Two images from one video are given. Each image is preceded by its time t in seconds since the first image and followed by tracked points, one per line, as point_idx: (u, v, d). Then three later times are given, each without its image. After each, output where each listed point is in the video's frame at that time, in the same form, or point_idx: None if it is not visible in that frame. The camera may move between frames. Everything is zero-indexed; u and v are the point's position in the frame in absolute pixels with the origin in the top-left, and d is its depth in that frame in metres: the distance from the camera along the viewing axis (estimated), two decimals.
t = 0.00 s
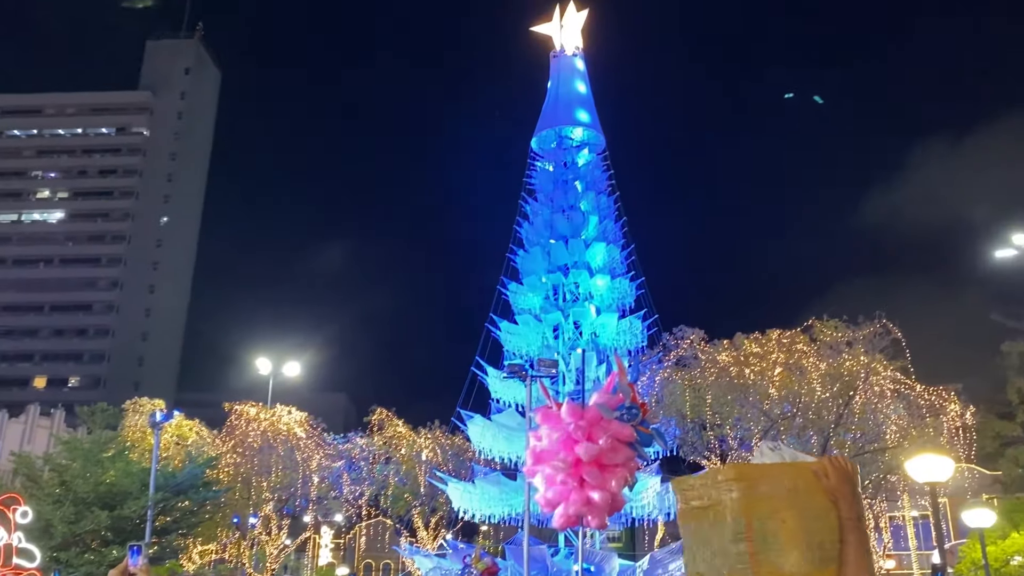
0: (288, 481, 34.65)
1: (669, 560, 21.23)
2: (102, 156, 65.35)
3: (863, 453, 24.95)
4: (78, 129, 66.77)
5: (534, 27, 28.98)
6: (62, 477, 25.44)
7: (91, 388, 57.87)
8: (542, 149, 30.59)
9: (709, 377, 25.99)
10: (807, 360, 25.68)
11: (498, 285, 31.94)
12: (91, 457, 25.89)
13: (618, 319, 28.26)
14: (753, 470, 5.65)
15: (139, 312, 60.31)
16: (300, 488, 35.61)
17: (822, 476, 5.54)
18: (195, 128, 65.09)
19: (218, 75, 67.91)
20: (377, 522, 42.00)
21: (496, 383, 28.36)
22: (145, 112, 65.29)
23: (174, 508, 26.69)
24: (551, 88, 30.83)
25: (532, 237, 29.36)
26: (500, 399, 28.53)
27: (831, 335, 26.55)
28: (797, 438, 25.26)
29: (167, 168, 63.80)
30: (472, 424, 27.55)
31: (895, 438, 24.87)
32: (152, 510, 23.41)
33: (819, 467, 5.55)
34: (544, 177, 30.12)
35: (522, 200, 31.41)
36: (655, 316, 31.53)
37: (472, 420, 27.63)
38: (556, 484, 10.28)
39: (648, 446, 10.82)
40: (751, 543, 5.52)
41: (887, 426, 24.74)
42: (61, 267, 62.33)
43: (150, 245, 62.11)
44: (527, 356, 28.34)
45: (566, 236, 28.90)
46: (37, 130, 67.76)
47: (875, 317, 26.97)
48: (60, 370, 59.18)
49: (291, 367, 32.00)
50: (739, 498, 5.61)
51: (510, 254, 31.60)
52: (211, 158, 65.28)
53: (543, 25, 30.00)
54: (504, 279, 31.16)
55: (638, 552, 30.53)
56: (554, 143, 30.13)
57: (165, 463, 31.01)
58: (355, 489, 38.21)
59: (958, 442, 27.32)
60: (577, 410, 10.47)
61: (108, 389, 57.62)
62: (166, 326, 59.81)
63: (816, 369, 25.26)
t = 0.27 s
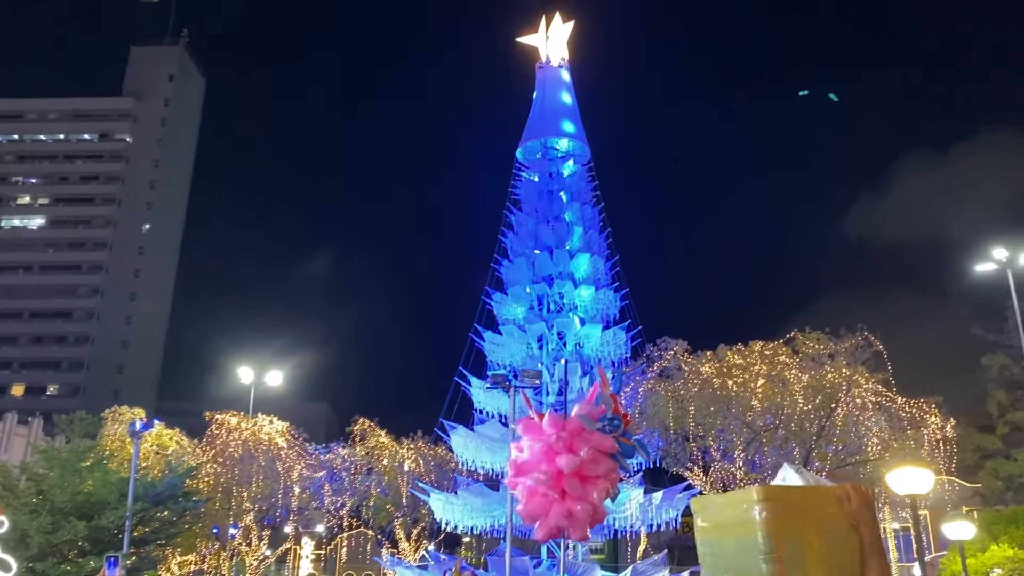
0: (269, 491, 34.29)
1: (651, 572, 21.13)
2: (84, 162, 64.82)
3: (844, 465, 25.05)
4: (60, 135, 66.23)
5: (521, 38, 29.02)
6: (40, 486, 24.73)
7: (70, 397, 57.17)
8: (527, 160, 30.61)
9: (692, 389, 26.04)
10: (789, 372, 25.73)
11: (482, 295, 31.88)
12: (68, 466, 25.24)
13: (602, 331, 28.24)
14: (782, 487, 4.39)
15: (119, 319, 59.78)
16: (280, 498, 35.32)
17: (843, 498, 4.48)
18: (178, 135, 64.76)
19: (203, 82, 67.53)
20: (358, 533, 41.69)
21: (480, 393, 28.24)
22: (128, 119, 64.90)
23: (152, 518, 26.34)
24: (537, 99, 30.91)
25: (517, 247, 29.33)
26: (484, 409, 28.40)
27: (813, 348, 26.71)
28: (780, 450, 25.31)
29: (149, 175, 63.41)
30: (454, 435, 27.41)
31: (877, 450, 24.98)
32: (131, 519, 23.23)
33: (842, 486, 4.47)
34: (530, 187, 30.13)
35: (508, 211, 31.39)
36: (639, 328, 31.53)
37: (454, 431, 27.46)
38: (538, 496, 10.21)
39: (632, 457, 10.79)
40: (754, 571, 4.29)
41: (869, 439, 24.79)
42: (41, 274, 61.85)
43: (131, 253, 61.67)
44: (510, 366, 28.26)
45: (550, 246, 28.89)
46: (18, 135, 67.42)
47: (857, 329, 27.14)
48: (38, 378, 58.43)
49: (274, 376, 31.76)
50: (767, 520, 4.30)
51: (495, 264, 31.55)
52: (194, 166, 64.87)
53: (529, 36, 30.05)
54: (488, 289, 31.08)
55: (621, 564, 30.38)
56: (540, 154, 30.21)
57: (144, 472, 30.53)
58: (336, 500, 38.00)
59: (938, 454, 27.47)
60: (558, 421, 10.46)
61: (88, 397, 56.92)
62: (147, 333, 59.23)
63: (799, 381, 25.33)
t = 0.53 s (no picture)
0: (253, 499, 34.19)
1: None
2: (69, 166, 64.38)
3: (829, 474, 25.13)
4: (46, 138, 65.76)
5: (510, 46, 29.07)
6: (21, 494, 24.14)
7: (53, 402, 56.63)
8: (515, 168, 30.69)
9: (678, 397, 26.00)
10: (775, 381, 25.84)
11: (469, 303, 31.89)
12: (50, 472, 24.95)
13: (588, 339, 28.29)
14: (804, 511, 5.45)
15: (104, 325, 59.34)
16: (265, 506, 35.09)
17: (862, 512, 5.41)
18: (165, 140, 64.51)
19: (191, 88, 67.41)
20: (343, 541, 41.42)
21: (466, 401, 28.15)
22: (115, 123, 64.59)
23: (135, 525, 26.10)
24: (525, 108, 30.94)
25: (505, 255, 29.39)
26: (471, 417, 28.31)
27: (799, 357, 26.85)
28: (765, 459, 25.36)
29: (135, 179, 63.09)
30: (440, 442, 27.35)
31: (861, 459, 25.07)
32: (115, 526, 23.17)
33: (861, 504, 5.38)
34: (517, 196, 30.20)
35: (495, 219, 31.44)
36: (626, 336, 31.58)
37: (441, 438, 27.39)
38: (523, 504, 10.22)
39: (618, 466, 10.80)
40: None
41: (854, 448, 24.85)
42: (24, 278, 61.35)
43: (117, 258, 61.29)
44: (497, 374, 28.25)
45: (538, 254, 28.97)
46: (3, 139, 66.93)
47: (843, 339, 27.28)
48: (21, 383, 57.85)
49: (259, 382, 31.58)
50: (794, 539, 5.42)
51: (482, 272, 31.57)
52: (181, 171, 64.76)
53: (518, 45, 30.12)
54: (475, 297, 31.10)
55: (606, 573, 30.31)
56: (528, 162, 30.19)
57: (127, 479, 30.26)
58: (322, 508, 37.81)
59: (922, 464, 27.60)
60: (544, 429, 10.49)
61: (71, 403, 56.40)
62: (131, 338, 58.88)
63: (784, 391, 25.42)
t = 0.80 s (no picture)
0: (239, 505, 33.91)
1: None
2: (56, 170, 63.96)
3: (816, 481, 25.18)
4: (32, 142, 65.25)
5: (500, 54, 29.11)
6: (4, 499, 23.84)
7: (38, 408, 56.19)
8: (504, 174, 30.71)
9: (666, 404, 26.10)
10: (762, 389, 25.93)
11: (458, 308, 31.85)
12: (34, 478, 24.63)
13: (577, 345, 28.30)
14: (830, 522, 7.87)
15: (89, 329, 58.94)
16: (251, 512, 34.91)
17: (884, 526, 7.62)
18: (154, 144, 64.17)
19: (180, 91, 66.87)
20: (329, 548, 41.21)
21: (454, 407, 28.15)
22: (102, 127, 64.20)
23: (119, 531, 25.84)
24: (515, 115, 30.89)
25: (493, 261, 29.39)
26: (459, 423, 28.29)
27: (786, 364, 26.97)
28: (752, 466, 25.39)
29: (123, 183, 62.73)
30: (428, 448, 27.30)
31: (848, 467, 25.10)
32: (99, 533, 22.86)
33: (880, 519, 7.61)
34: (507, 202, 30.22)
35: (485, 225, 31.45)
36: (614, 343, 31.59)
37: (428, 444, 27.34)
38: (508, 511, 10.24)
39: (605, 473, 10.80)
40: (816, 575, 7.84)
41: (841, 456, 24.88)
42: (10, 282, 60.91)
43: (104, 262, 60.92)
44: (485, 380, 28.22)
45: (527, 261, 28.99)
46: None
47: (830, 347, 27.38)
48: (6, 388, 57.38)
49: (247, 387, 31.40)
50: (819, 545, 7.88)
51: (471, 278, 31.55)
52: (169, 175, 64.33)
53: (509, 52, 30.16)
54: (464, 303, 31.07)
55: None
56: (517, 168, 30.27)
57: (113, 485, 30.00)
58: (308, 514, 37.66)
59: (908, 472, 27.68)
60: (530, 436, 10.52)
61: (56, 408, 55.98)
62: (118, 343, 58.54)
63: (772, 398, 25.51)
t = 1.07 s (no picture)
0: (229, 508, 33.76)
1: None
2: (46, 171, 63.74)
3: (806, 486, 25.20)
4: (23, 143, 64.97)
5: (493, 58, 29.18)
6: None
7: (26, 410, 55.93)
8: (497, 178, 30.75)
9: (657, 408, 26.16)
10: (753, 394, 26.02)
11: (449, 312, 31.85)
12: (22, 481, 24.47)
13: (568, 350, 28.32)
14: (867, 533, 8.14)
15: (79, 331, 58.73)
16: (241, 515, 34.82)
17: (910, 537, 5.10)
18: (145, 146, 64.02)
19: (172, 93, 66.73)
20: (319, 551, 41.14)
21: (445, 410, 28.13)
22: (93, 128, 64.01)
23: (107, 534, 25.70)
24: (507, 119, 30.97)
25: (485, 265, 29.40)
26: (449, 426, 28.27)
27: (777, 370, 27.08)
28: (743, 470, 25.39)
29: (114, 185, 62.56)
30: (418, 451, 27.26)
31: (838, 472, 25.12)
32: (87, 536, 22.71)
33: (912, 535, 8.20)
34: (499, 206, 30.25)
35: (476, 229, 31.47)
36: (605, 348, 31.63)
37: (419, 448, 27.28)
38: (499, 515, 10.22)
39: (597, 477, 10.80)
40: None
41: (831, 461, 24.87)
42: None
43: (94, 264, 60.71)
44: (476, 384, 28.21)
45: (519, 265, 29.03)
46: None
47: (820, 353, 27.50)
48: None
49: (237, 390, 31.32)
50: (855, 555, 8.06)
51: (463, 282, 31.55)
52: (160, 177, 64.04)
53: (501, 56, 30.25)
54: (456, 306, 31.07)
55: None
56: (509, 173, 30.34)
57: (101, 488, 29.85)
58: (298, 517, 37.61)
59: (898, 477, 27.78)
60: (522, 440, 10.53)
61: (45, 411, 55.73)
62: (108, 345, 58.39)
63: (762, 403, 25.59)
